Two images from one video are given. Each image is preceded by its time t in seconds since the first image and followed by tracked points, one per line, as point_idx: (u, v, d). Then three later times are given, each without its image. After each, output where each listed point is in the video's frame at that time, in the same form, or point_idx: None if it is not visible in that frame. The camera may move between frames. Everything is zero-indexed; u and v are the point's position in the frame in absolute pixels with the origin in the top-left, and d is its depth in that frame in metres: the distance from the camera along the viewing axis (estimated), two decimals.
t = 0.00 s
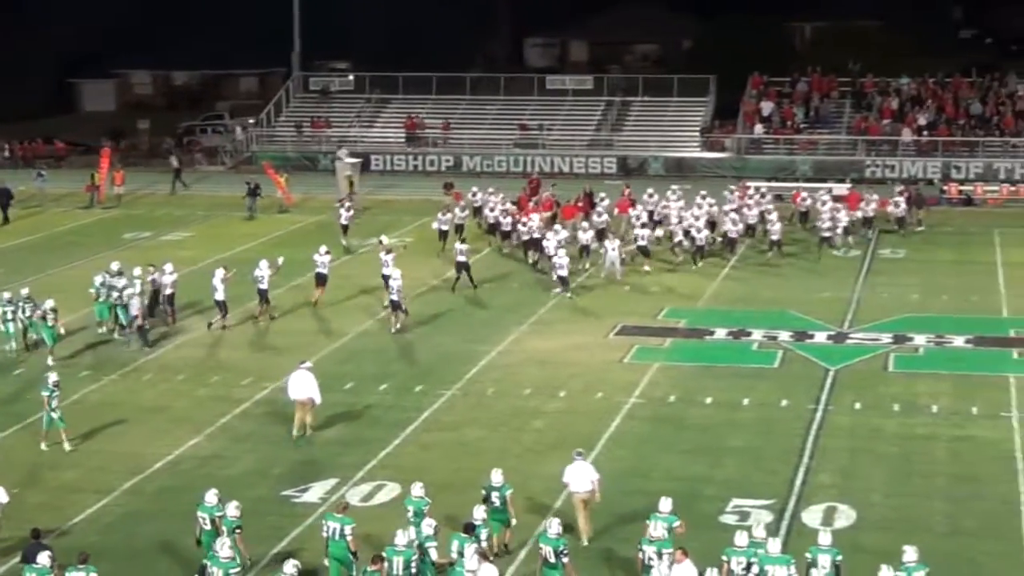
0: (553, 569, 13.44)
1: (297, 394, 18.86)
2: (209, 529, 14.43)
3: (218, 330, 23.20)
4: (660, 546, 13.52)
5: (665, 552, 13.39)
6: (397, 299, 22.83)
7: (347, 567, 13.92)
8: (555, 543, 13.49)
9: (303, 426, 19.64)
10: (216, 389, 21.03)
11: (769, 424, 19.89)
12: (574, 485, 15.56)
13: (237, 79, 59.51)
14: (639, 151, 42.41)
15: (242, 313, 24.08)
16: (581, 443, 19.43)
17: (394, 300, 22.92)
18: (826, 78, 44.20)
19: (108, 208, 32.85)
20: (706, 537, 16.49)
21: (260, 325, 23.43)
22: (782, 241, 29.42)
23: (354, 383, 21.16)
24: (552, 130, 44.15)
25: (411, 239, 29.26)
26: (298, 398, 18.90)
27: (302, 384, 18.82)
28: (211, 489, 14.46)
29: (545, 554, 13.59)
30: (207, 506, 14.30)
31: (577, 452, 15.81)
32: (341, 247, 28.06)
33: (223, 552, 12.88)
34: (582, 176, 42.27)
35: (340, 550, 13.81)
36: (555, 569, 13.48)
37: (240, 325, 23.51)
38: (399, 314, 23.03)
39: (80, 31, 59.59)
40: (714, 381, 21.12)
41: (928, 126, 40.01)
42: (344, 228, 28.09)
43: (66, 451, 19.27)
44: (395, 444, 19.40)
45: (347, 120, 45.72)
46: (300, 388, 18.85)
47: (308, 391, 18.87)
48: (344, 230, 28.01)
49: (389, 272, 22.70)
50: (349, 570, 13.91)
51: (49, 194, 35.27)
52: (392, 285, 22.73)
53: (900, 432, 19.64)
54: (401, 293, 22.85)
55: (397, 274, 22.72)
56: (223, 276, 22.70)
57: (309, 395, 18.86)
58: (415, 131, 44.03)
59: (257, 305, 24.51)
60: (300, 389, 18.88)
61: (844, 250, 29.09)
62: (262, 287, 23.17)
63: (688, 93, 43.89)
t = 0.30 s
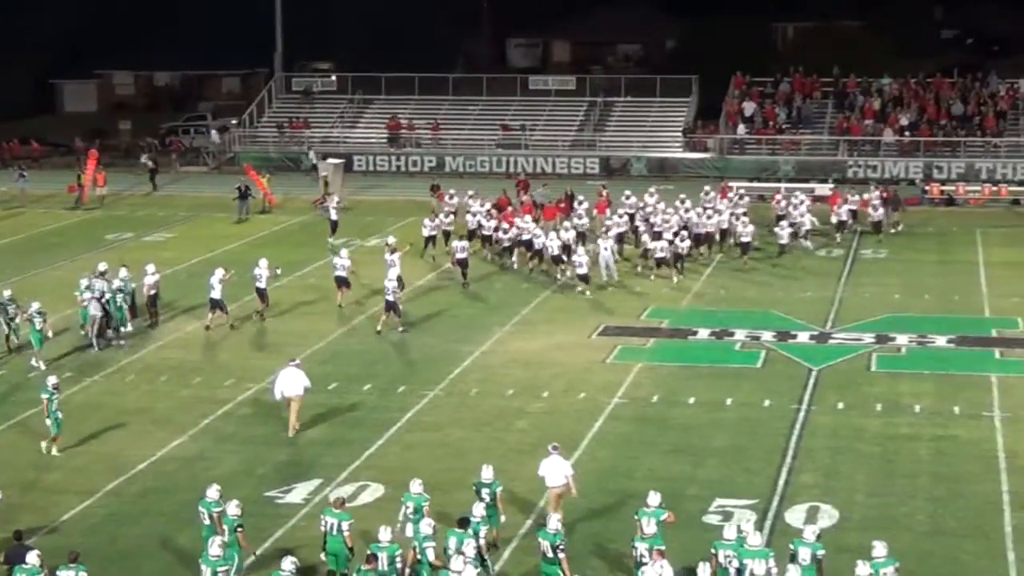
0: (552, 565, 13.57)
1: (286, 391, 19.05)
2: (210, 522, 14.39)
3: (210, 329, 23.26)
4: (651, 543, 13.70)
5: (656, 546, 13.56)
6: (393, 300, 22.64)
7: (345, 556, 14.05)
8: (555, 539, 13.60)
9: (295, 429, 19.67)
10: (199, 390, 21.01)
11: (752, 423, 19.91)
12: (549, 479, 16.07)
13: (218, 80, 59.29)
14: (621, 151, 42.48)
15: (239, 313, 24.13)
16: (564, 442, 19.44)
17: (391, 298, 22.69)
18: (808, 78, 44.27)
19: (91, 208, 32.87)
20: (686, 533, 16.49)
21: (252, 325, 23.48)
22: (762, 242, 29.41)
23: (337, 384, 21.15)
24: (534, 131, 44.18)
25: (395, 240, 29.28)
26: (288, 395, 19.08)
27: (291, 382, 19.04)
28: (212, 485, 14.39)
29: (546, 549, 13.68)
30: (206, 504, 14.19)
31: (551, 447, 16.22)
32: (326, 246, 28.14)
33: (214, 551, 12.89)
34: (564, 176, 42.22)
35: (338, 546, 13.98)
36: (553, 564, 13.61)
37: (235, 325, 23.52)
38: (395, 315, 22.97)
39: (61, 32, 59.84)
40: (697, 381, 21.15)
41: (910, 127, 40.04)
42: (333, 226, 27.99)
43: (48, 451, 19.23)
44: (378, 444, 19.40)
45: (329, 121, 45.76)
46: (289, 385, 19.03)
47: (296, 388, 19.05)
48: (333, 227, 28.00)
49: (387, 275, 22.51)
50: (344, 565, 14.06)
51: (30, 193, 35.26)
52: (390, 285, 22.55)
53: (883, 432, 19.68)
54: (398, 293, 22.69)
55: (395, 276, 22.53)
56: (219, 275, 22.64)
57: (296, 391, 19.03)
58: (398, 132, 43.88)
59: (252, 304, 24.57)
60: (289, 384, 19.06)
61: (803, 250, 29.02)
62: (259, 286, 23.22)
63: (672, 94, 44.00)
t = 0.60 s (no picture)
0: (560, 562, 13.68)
1: (282, 388, 19.42)
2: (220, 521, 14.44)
3: (206, 328, 23.27)
4: (657, 540, 13.85)
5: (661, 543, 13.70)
6: (394, 298, 22.88)
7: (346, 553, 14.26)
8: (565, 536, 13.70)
9: (291, 420, 19.97)
10: (188, 389, 21.00)
11: (741, 423, 19.92)
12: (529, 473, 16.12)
13: (207, 80, 59.66)
14: (612, 151, 42.56)
15: (242, 313, 24.13)
16: (555, 443, 19.43)
17: (392, 299, 23.00)
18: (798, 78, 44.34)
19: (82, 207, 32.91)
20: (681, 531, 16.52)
21: (251, 325, 23.48)
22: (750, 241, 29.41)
23: (327, 384, 21.15)
24: (524, 131, 44.22)
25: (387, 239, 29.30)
26: (284, 391, 19.44)
27: (288, 378, 19.41)
28: (224, 484, 14.32)
29: (553, 546, 13.77)
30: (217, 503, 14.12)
31: (529, 441, 16.40)
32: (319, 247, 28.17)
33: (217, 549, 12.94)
34: (555, 176, 42.34)
35: (341, 540, 14.17)
36: (562, 561, 13.71)
37: (239, 324, 23.54)
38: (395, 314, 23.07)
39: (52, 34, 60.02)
40: (687, 381, 21.16)
41: (899, 127, 40.12)
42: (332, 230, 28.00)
43: (38, 453, 19.20)
44: (368, 445, 19.39)
45: (318, 121, 45.71)
46: (285, 381, 19.39)
47: (296, 384, 19.42)
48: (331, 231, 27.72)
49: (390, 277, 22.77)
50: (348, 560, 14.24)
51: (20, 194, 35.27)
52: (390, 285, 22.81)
53: (873, 431, 19.69)
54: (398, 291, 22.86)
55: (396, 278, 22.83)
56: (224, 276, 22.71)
57: (295, 388, 19.39)
58: (387, 132, 43.91)
59: (253, 304, 24.58)
60: (287, 380, 19.42)
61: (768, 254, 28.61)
62: (267, 285, 23.24)
63: (662, 94, 44.01)
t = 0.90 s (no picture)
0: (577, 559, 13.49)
1: (287, 386, 19.54)
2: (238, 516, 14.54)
3: (206, 329, 23.27)
4: (667, 536, 13.79)
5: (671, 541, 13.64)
6: (403, 299, 22.87)
7: (357, 550, 14.36)
8: (582, 534, 13.55)
9: (294, 417, 20.08)
10: (185, 390, 20.97)
11: (739, 423, 19.89)
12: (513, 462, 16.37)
13: (203, 80, 59.56)
14: (608, 150, 42.57)
15: (253, 312, 24.17)
16: (551, 443, 19.39)
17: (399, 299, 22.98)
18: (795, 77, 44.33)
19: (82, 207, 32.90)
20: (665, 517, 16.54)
21: (263, 322, 23.56)
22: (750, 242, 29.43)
23: (324, 385, 21.12)
24: (521, 131, 44.19)
25: (383, 239, 29.29)
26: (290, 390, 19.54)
27: (291, 376, 19.55)
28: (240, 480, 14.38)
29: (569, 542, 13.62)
30: (232, 498, 14.06)
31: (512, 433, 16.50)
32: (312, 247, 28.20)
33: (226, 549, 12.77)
34: (552, 176, 42.37)
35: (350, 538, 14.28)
36: (579, 558, 13.52)
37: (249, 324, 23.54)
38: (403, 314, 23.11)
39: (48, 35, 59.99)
40: (685, 381, 21.13)
41: (897, 126, 40.11)
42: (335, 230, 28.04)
43: (34, 454, 19.16)
44: (365, 446, 19.35)
45: (314, 121, 45.70)
46: (291, 378, 19.52)
47: (298, 382, 19.51)
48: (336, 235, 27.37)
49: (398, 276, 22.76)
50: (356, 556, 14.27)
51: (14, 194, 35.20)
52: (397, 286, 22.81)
53: (871, 432, 19.66)
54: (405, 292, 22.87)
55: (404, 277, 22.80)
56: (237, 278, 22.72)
57: (299, 387, 19.50)
58: (383, 132, 43.93)
59: (263, 303, 24.63)
60: (291, 378, 19.52)
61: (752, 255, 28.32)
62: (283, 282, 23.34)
63: (659, 95, 44.03)
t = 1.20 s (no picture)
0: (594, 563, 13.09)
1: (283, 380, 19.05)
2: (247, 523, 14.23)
3: (198, 330, 22.67)
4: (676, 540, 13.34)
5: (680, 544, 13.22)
6: (406, 296, 22.39)
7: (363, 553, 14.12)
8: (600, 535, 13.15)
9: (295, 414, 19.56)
10: (171, 393, 20.36)
11: (742, 427, 19.29)
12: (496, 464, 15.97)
13: (191, 73, 58.97)
14: (607, 146, 42.06)
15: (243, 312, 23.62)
16: (549, 447, 18.78)
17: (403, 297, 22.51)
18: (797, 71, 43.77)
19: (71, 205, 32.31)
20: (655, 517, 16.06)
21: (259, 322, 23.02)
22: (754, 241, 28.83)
23: (314, 388, 20.51)
24: (517, 126, 43.62)
25: (376, 237, 28.77)
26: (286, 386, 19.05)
27: (289, 370, 18.96)
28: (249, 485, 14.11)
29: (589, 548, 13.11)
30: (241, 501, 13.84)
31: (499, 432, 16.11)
32: (309, 247, 27.59)
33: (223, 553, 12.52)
34: (549, 172, 41.91)
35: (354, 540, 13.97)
36: (596, 562, 13.13)
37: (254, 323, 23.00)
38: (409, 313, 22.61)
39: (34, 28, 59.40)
40: (686, 383, 20.53)
41: (904, 121, 39.54)
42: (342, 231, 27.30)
43: (14, 459, 18.55)
44: (357, 450, 18.74)
45: (305, 115, 45.14)
46: (288, 372, 18.92)
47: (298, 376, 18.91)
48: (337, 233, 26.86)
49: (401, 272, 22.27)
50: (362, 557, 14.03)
51: None
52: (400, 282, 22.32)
53: (878, 436, 19.05)
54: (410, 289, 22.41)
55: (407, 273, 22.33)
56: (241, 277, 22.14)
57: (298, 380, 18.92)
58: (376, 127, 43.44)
59: (264, 303, 24.09)
60: (289, 372, 18.95)
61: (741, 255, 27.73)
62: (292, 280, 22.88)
63: (659, 89, 43.43)
